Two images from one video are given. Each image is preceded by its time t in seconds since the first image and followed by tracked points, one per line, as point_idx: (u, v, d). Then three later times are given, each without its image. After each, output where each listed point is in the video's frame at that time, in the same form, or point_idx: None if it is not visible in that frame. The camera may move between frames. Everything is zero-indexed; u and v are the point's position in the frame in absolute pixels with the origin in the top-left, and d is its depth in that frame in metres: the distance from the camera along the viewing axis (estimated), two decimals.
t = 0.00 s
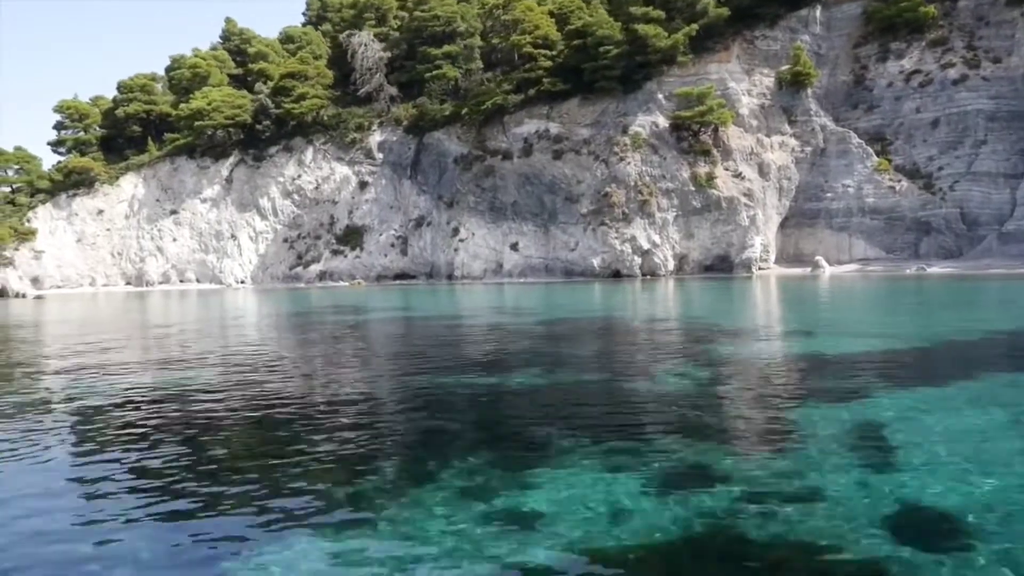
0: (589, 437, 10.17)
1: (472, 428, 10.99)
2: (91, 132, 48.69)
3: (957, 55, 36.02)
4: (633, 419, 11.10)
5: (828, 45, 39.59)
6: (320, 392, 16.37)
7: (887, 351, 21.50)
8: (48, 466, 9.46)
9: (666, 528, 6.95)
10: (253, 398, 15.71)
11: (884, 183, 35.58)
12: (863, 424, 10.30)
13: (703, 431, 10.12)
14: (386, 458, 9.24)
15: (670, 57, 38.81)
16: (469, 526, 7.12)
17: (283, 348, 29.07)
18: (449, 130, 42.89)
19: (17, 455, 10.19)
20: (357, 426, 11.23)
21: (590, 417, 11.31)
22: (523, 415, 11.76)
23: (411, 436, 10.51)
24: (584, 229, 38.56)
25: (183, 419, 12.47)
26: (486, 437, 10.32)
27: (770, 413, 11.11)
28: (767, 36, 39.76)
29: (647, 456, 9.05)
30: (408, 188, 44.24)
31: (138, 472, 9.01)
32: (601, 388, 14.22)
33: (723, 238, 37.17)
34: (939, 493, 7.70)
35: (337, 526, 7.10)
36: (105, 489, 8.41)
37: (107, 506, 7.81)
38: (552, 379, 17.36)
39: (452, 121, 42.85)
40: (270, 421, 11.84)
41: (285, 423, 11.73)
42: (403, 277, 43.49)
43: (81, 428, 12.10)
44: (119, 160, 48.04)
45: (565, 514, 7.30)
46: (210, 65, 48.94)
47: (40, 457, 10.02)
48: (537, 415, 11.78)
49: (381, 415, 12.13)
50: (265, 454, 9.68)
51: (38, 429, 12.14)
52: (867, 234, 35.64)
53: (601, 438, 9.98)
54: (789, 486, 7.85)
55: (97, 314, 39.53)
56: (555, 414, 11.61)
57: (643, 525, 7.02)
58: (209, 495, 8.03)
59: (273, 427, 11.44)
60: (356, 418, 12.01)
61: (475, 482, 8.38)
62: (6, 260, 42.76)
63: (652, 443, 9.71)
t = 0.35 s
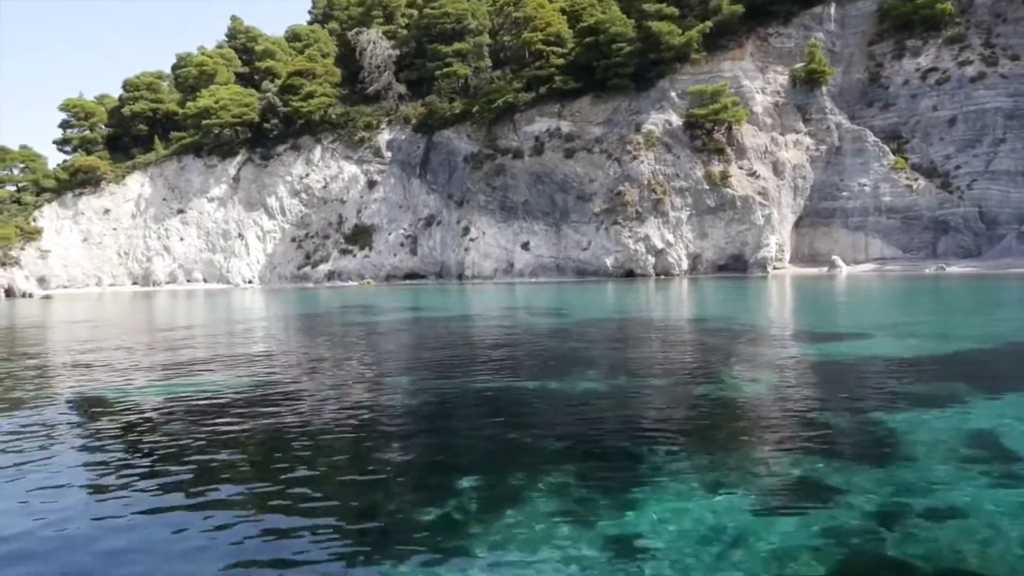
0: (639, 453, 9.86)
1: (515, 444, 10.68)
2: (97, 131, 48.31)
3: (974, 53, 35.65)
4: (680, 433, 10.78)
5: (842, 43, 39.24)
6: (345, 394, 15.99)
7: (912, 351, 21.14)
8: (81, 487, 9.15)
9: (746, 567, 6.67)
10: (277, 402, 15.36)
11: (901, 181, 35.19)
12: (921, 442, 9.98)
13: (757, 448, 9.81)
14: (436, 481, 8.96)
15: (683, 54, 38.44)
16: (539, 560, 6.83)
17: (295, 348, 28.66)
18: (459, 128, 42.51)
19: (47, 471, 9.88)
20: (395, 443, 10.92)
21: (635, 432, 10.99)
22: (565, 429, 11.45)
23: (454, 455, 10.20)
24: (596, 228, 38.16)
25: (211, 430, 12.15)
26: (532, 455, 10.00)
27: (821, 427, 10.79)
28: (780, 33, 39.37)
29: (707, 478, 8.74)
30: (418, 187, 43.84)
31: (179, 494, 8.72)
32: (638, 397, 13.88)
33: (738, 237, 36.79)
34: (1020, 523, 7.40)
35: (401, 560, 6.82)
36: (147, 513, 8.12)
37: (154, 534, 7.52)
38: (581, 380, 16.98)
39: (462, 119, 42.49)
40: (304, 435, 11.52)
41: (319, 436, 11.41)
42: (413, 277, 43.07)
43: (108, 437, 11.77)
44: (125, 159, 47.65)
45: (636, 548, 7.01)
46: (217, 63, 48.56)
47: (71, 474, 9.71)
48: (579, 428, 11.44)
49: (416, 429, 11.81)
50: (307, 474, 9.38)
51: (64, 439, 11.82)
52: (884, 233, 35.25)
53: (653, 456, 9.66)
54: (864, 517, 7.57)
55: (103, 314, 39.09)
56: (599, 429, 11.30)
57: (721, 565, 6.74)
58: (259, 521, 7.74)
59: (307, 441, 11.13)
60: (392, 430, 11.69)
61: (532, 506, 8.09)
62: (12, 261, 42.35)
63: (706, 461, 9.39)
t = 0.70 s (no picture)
0: (695, 450, 9.45)
1: (561, 440, 10.27)
2: (104, 129, 47.89)
3: (994, 49, 35.22)
4: (733, 431, 10.37)
5: (858, 39, 38.86)
6: (372, 394, 15.58)
7: (943, 350, 20.71)
8: (103, 490, 8.69)
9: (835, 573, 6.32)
10: (303, 402, 14.93)
11: (920, 179, 34.80)
12: (989, 442, 9.58)
13: (818, 447, 9.42)
14: (488, 479, 8.55)
15: (699, 51, 38.01)
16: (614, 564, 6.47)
17: (308, 348, 28.18)
18: (470, 126, 42.13)
19: (66, 476, 9.42)
20: (436, 441, 10.52)
21: (686, 430, 10.57)
22: (611, 426, 11.04)
23: (501, 452, 9.79)
24: (611, 227, 37.72)
25: (240, 431, 11.72)
26: (583, 452, 9.59)
27: (881, 427, 10.38)
28: (796, 30, 38.92)
29: (773, 475, 8.34)
30: (428, 185, 43.41)
31: (214, 497, 8.31)
32: (678, 395, 13.44)
33: (754, 236, 36.34)
34: None
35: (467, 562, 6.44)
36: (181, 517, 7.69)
37: (194, 537, 7.09)
38: (612, 378, 16.56)
39: (473, 117, 42.10)
40: (339, 435, 11.11)
41: (356, 437, 11.00)
42: (424, 276, 42.60)
43: (135, 440, 11.35)
44: (132, 157, 47.24)
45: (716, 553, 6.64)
46: (225, 61, 48.17)
47: (91, 478, 9.25)
48: (625, 425, 11.02)
49: (455, 427, 11.39)
50: (351, 474, 8.98)
51: (88, 442, 11.39)
52: (903, 232, 34.83)
53: (711, 453, 9.26)
54: (949, 521, 7.19)
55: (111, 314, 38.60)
56: (646, 425, 10.90)
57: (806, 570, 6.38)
58: (310, 523, 7.34)
59: (345, 440, 10.74)
60: (430, 431, 11.28)
61: (595, 506, 7.71)
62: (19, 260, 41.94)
63: (768, 457, 8.99)
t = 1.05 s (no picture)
0: (758, 446, 9.06)
1: (615, 438, 9.87)
2: (111, 127, 47.46)
3: (1013, 45, 34.81)
4: (791, 428, 9.99)
5: (875, 36, 38.52)
6: (403, 392, 15.23)
7: (975, 348, 20.32)
8: (125, 496, 8.16)
9: (941, 559, 5.93)
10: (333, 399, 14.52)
11: (939, 177, 34.45)
12: None
13: (884, 443, 9.02)
14: (547, 477, 8.15)
15: (714, 47, 37.59)
16: (708, 552, 6.06)
17: (323, 347, 27.80)
18: (481, 124, 41.81)
19: (99, 475, 9.04)
20: (482, 440, 10.13)
21: (743, 428, 10.16)
22: (662, 423, 10.67)
23: (554, 451, 9.39)
24: (626, 226, 37.36)
25: (275, 430, 11.32)
26: (640, 450, 9.19)
27: (948, 425, 9.98)
28: (812, 26, 38.52)
29: (848, 469, 7.95)
30: (439, 183, 43.03)
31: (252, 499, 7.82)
32: (722, 394, 13.04)
33: (771, 234, 35.97)
34: None
35: (549, 557, 6.04)
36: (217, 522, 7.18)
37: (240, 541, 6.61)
38: (647, 376, 16.20)
39: (485, 115, 41.74)
40: (380, 435, 10.69)
41: (397, 435, 10.61)
42: (435, 276, 42.18)
43: (167, 439, 10.94)
44: (140, 156, 46.89)
45: (810, 536, 6.26)
46: (233, 58, 47.81)
47: (111, 483, 8.71)
48: (676, 425, 10.63)
49: (499, 426, 10.98)
50: (402, 473, 8.59)
51: (118, 440, 10.97)
52: (922, 230, 34.46)
53: (776, 448, 8.86)
54: None
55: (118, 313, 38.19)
56: (699, 423, 10.52)
57: (917, 555, 5.96)
58: (370, 522, 6.94)
59: (386, 437, 10.37)
60: (474, 429, 10.90)
61: (662, 498, 7.33)
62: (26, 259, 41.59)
63: (839, 453, 8.60)
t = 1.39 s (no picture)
0: (816, 447, 8.79)
1: (667, 438, 9.58)
2: (117, 125, 47.11)
3: None
4: (846, 429, 9.68)
5: (889, 33, 38.24)
6: (431, 389, 14.94)
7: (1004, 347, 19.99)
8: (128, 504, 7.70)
9: None
10: (362, 397, 14.21)
11: (956, 175, 34.07)
12: None
13: (949, 446, 8.69)
14: (607, 479, 7.87)
15: (728, 44, 37.20)
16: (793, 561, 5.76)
17: (337, 346, 27.48)
18: (491, 122, 41.54)
19: (131, 475, 8.77)
20: (529, 439, 9.84)
21: (797, 428, 9.87)
22: (709, 423, 10.38)
23: (603, 450, 9.09)
24: (639, 224, 37.05)
25: (311, 429, 11.02)
26: (698, 450, 8.90)
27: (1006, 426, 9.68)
28: (825, 24, 38.15)
29: (923, 472, 7.68)
30: (448, 182, 42.71)
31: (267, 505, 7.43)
32: (764, 392, 12.75)
33: (786, 233, 35.70)
34: None
35: (631, 567, 5.77)
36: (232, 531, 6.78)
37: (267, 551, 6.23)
38: (677, 373, 15.90)
39: (495, 113, 41.44)
40: (421, 433, 10.41)
41: (436, 434, 10.32)
42: (445, 275, 41.85)
43: (201, 439, 10.64)
44: (147, 154, 46.60)
45: (893, 544, 5.98)
46: (240, 55, 47.46)
47: (109, 490, 8.24)
48: (727, 424, 10.33)
49: (543, 425, 10.69)
50: (452, 473, 8.30)
51: (150, 439, 10.66)
52: (938, 229, 34.20)
53: (837, 451, 8.57)
54: None
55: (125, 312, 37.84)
56: (749, 423, 10.22)
57: (1012, 564, 5.66)
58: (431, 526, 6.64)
59: (426, 437, 10.07)
60: (514, 427, 10.61)
61: (724, 502, 7.06)
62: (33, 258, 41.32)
63: (903, 456, 8.31)
